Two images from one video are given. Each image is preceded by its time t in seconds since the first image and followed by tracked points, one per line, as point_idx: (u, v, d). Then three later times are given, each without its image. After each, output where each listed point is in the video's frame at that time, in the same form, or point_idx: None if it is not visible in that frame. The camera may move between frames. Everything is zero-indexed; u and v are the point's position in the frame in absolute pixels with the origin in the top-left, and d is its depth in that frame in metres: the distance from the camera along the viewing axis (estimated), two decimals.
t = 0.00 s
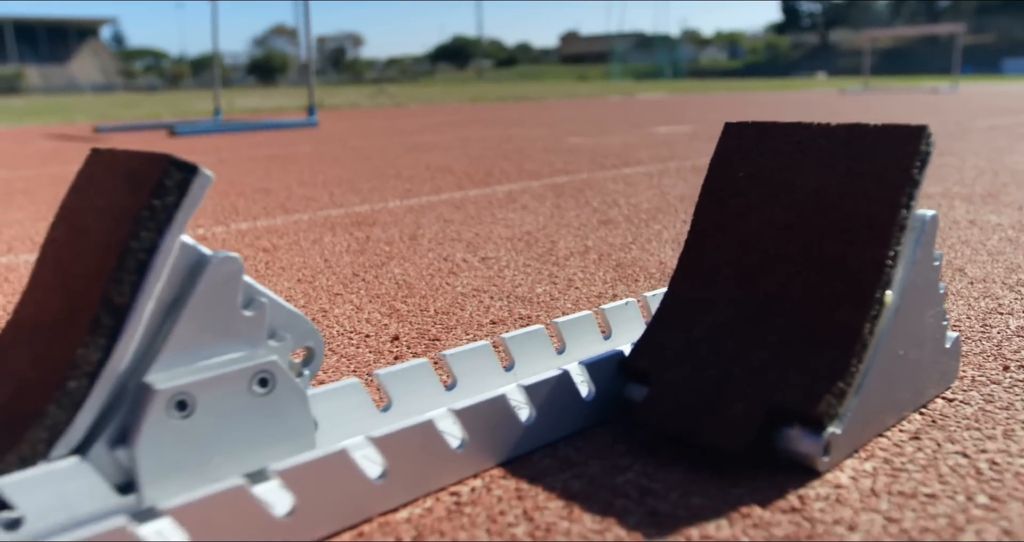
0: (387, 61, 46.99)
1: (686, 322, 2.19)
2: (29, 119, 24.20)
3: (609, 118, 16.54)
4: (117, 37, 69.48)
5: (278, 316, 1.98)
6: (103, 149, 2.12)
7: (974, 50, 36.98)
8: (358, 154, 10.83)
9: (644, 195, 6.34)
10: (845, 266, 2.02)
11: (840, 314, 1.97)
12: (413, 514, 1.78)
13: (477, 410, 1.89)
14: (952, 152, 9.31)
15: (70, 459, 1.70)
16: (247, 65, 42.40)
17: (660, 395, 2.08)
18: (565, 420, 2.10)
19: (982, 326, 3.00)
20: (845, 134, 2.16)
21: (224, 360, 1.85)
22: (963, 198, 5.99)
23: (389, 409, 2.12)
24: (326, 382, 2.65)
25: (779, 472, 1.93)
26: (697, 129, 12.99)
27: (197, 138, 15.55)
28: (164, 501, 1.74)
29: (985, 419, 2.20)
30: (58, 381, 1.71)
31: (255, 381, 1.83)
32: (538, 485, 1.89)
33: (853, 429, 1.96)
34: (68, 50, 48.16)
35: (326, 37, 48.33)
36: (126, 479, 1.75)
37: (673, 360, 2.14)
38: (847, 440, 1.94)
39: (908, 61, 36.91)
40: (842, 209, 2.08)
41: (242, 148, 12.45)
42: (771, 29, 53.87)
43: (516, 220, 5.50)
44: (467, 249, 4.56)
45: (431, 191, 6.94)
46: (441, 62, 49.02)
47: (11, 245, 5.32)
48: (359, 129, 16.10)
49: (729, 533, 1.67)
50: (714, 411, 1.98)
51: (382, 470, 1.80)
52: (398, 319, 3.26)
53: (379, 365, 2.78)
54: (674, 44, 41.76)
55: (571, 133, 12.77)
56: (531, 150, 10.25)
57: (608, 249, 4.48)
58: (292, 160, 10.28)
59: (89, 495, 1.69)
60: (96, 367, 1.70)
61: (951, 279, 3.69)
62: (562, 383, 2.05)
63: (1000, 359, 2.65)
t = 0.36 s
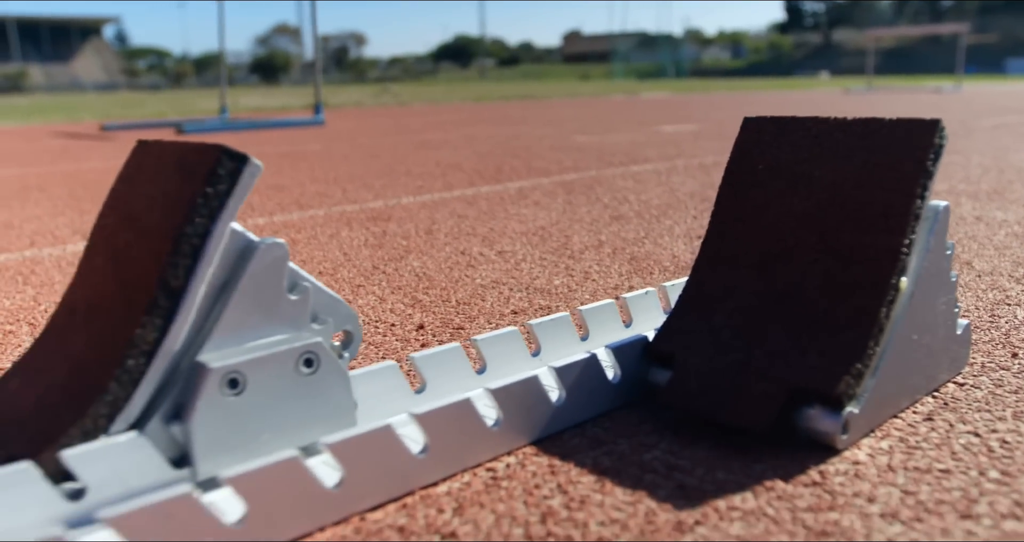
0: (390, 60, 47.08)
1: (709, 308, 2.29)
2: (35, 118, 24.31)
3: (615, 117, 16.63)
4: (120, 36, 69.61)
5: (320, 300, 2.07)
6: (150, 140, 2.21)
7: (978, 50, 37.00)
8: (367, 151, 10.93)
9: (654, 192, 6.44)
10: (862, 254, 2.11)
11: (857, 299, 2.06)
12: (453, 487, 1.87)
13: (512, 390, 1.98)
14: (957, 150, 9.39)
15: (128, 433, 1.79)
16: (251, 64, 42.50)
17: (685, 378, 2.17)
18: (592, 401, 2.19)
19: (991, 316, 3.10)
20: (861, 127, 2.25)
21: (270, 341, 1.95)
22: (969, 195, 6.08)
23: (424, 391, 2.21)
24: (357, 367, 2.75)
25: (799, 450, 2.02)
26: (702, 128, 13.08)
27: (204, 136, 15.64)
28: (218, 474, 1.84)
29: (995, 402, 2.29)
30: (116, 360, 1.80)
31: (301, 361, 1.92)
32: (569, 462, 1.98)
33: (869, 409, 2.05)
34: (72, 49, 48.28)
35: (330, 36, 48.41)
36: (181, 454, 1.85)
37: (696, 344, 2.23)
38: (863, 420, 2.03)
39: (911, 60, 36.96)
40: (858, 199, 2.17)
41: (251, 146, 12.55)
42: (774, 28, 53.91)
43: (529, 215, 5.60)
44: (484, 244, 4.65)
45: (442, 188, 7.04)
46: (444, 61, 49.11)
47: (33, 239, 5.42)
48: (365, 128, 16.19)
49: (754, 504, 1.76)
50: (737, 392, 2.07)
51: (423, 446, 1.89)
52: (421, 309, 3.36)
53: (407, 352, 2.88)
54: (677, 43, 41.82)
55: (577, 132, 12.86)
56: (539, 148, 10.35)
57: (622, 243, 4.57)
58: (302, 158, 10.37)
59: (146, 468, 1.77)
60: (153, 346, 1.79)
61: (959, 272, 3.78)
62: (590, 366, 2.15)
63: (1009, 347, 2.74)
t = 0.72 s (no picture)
0: (391, 58, 47.14)
1: (726, 296, 2.37)
2: (39, 116, 24.38)
3: (619, 116, 16.72)
4: (122, 34, 69.73)
5: (353, 287, 2.15)
6: (187, 134, 2.30)
7: (979, 49, 37.03)
8: (373, 149, 11.02)
9: (661, 188, 6.52)
10: (875, 243, 2.19)
11: (871, 286, 2.14)
12: (485, 465, 1.95)
13: (540, 372, 2.06)
14: (961, 147, 9.46)
15: (175, 413, 1.87)
16: (253, 63, 42.55)
17: (704, 362, 2.26)
18: (615, 385, 2.27)
19: (997, 306, 3.18)
20: (874, 122, 2.33)
21: (308, 326, 2.03)
22: (973, 191, 6.15)
23: (452, 376, 2.28)
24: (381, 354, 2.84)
25: (816, 431, 2.11)
26: (706, 126, 13.15)
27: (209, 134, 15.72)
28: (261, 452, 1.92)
29: (1003, 387, 2.37)
30: (163, 342, 1.88)
31: (338, 344, 2.00)
32: (595, 442, 2.06)
33: (883, 391, 2.13)
34: (74, 48, 48.35)
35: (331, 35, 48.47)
36: (225, 433, 1.93)
37: (714, 330, 2.31)
38: (877, 403, 2.12)
39: (912, 58, 36.98)
40: (871, 190, 2.25)
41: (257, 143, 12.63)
42: (775, 26, 53.95)
43: (539, 211, 5.68)
44: (496, 238, 4.74)
45: (451, 185, 7.13)
46: (446, 59, 49.15)
47: (51, 234, 5.50)
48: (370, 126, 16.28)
49: (774, 481, 1.84)
50: (756, 375, 2.15)
51: (456, 425, 1.97)
52: (440, 301, 3.44)
53: (429, 340, 2.96)
54: (678, 42, 41.84)
55: (582, 130, 12.94)
56: (545, 146, 10.43)
57: (632, 238, 4.66)
58: (309, 155, 10.45)
59: (193, 445, 1.85)
60: (198, 329, 1.87)
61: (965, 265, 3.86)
62: (613, 350, 2.23)
63: (1016, 335, 2.83)
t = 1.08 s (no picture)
0: (393, 56, 47.19)
1: (746, 283, 2.46)
2: (42, 113, 24.42)
3: (622, 113, 16.80)
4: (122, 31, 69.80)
5: (389, 273, 2.23)
6: (227, 125, 2.38)
7: (981, 47, 37.07)
8: (380, 145, 11.10)
9: (669, 184, 6.61)
10: (890, 232, 2.27)
11: (886, 273, 2.23)
12: (519, 443, 2.04)
13: (569, 355, 2.16)
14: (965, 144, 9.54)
15: (223, 392, 1.95)
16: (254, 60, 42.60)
17: (725, 347, 2.35)
18: (638, 369, 2.36)
19: (1005, 296, 3.27)
20: (888, 116, 2.42)
21: (348, 309, 2.12)
22: (979, 187, 6.24)
23: (482, 360, 2.37)
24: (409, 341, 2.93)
25: (833, 412, 2.20)
26: (711, 123, 13.23)
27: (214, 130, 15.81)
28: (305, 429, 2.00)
29: (1012, 372, 2.46)
30: (212, 323, 1.97)
31: (377, 327, 2.09)
32: (622, 422, 2.15)
33: (897, 374, 2.22)
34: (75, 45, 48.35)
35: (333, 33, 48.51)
36: (269, 411, 2.01)
37: (735, 316, 2.40)
38: (892, 385, 2.21)
39: (915, 57, 37.02)
40: (886, 181, 2.34)
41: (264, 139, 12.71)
42: (777, 24, 53.97)
43: (550, 206, 5.77)
44: (511, 232, 4.82)
45: (461, 180, 7.22)
46: (447, 57, 49.20)
47: (70, 228, 5.58)
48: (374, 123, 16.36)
49: (796, 457, 1.94)
50: (775, 359, 2.24)
51: (491, 405, 2.06)
52: (461, 291, 3.53)
53: (454, 328, 3.06)
54: (680, 39, 41.88)
55: (587, 127, 13.02)
56: (551, 142, 10.51)
57: (644, 231, 4.75)
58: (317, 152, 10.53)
59: (241, 422, 1.94)
60: (245, 311, 1.96)
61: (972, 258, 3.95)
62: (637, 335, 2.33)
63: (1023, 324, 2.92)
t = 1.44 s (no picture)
0: (395, 53, 47.26)
1: (766, 273, 2.55)
2: (47, 110, 24.50)
3: (626, 111, 16.88)
4: (124, 29, 69.82)
5: (424, 263, 2.32)
6: (267, 120, 2.47)
7: (983, 45, 37.10)
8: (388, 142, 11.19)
9: (679, 180, 6.70)
10: (906, 224, 2.36)
11: (902, 263, 2.32)
12: (552, 425, 2.13)
13: (598, 341, 2.25)
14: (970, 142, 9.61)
15: (271, 375, 2.04)
16: (257, 58, 42.65)
17: (747, 334, 2.43)
18: (663, 355, 2.46)
19: (1014, 289, 3.36)
20: (904, 112, 2.51)
21: (387, 297, 2.20)
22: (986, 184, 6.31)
23: (511, 346, 2.46)
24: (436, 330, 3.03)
25: (852, 396, 2.29)
26: (715, 121, 13.32)
27: (221, 128, 15.90)
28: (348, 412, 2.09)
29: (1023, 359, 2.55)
30: (259, 309, 2.05)
31: (415, 314, 2.17)
32: (650, 405, 2.25)
33: (912, 360, 2.31)
34: (77, 43, 48.40)
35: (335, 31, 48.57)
36: (313, 394, 2.10)
37: (755, 305, 2.49)
38: (908, 371, 2.30)
39: (918, 55, 37.06)
40: (901, 175, 2.43)
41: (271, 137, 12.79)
42: (779, 22, 54.00)
43: (563, 201, 5.86)
44: (526, 226, 4.92)
45: (472, 177, 7.31)
46: (450, 54, 49.25)
47: (90, 223, 5.67)
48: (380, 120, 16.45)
49: (818, 438, 2.03)
50: (796, 345, 2.33)
51: (525, 388, 2.15)
52: (483, 283, 3.63)
53: (479, 318, 3.16)
54: (682, 37, 41.91)
55: (593, 124, 13.10)
56: (558, 140, 10.60)
57: (657, 226, 4.84)
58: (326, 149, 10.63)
59: (287, 403, 2.03)
60: (291, 298, 2.04)
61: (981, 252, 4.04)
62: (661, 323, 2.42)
63: None
